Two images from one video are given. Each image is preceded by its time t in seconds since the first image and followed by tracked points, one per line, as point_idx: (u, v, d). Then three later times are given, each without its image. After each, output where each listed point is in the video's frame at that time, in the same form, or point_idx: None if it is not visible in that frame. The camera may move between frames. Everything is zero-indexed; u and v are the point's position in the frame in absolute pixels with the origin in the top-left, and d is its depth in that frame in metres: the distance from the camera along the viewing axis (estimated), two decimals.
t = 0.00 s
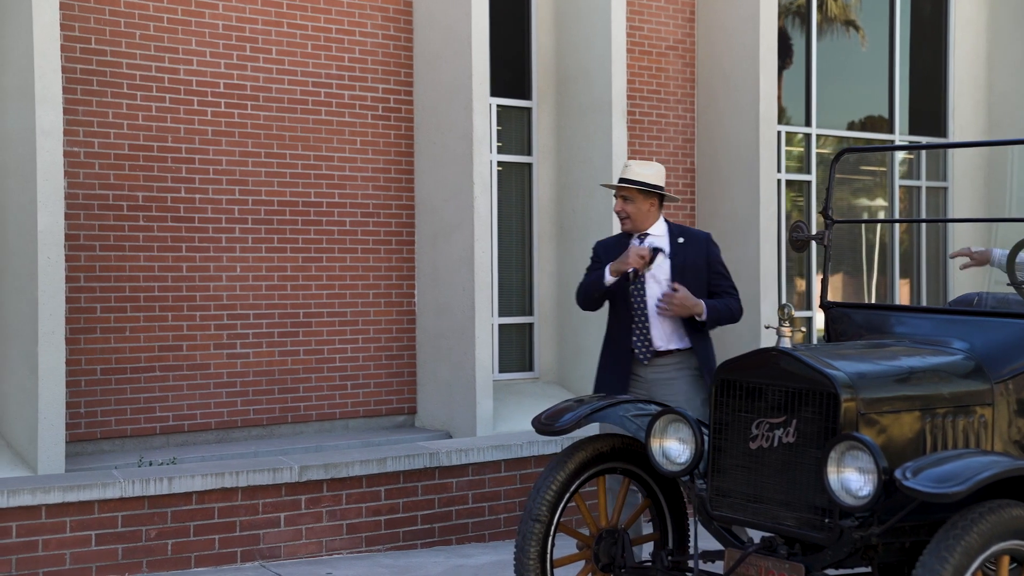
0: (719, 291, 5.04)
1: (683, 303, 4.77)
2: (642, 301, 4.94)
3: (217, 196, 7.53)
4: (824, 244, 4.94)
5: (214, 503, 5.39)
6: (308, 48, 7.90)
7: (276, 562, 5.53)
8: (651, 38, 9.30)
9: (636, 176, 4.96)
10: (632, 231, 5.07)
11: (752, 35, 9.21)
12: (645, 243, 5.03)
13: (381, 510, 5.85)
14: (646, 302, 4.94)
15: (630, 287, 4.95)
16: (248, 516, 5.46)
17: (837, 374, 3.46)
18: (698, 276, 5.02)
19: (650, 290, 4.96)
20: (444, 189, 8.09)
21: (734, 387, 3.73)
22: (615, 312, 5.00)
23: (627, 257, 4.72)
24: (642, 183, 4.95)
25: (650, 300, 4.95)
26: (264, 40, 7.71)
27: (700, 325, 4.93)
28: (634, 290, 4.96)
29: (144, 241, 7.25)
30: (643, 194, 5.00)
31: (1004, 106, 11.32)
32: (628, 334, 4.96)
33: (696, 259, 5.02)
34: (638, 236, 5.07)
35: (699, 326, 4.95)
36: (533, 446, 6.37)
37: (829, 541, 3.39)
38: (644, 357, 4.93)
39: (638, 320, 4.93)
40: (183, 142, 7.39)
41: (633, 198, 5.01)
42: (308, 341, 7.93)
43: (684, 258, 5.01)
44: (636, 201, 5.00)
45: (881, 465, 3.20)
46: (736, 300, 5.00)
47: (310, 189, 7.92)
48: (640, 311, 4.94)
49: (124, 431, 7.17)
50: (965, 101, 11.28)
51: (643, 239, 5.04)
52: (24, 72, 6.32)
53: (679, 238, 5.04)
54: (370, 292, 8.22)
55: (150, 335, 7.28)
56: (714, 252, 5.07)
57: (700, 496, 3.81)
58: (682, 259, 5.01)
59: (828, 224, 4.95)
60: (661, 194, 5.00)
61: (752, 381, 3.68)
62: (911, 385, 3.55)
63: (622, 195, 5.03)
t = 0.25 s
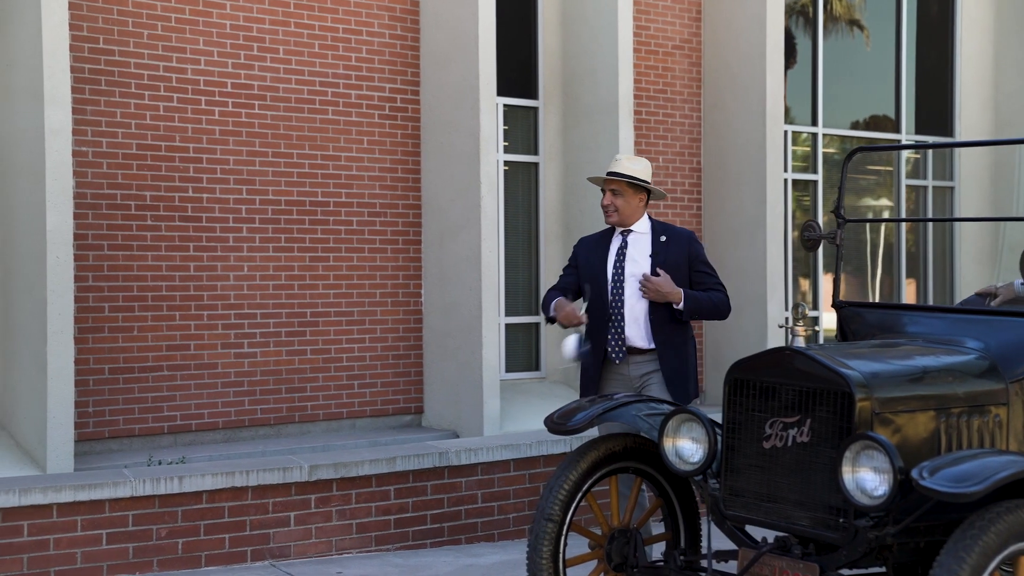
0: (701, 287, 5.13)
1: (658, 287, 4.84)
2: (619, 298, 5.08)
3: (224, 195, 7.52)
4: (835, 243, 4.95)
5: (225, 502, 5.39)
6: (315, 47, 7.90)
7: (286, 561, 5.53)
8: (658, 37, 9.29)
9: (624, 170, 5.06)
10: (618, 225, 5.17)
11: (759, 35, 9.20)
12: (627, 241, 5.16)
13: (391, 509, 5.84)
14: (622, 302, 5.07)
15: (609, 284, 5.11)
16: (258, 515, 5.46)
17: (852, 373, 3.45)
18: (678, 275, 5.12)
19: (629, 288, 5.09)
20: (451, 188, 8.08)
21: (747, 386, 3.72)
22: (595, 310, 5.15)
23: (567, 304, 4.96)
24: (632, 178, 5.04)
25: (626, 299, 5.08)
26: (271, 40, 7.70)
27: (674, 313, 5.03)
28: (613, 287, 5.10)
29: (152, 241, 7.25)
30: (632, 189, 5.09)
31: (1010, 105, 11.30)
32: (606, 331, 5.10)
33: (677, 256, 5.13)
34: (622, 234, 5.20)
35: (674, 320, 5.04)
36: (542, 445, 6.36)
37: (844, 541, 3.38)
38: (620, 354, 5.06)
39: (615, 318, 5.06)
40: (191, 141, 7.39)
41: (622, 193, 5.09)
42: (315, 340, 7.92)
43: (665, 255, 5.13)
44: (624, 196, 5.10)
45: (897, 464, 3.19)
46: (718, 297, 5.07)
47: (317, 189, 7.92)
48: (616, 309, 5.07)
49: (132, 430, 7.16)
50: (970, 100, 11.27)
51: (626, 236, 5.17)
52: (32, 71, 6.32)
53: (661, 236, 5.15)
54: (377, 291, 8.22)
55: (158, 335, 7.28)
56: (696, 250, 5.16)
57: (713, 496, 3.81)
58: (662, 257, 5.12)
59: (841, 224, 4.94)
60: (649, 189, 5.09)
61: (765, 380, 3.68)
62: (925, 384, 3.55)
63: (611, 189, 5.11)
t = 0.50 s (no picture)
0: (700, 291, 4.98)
1: (659, 311, 4.72)
2: (615, 307, 4.98)
3: (241, 196, 7.54)
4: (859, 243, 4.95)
5: (245, 502, 5.40)
6: (331, 48, 7.90)
7: (306, 561, 5.54)
8: (673, 37, 9.27)
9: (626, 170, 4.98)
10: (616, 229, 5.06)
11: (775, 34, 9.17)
12: (624, 246, 5.04)
13: (410, 509, 5.85)
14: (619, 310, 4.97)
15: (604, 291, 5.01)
16: (279, 515, 5.47)
17: (877, 373, 3.44)
18: (677, 280, 4.97)
19: (624, 294, 4.97)
20: (468, 188, 8.08)
21: (771, 386, 3.72)
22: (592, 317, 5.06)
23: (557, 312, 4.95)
24: (634, 178, 4.96)
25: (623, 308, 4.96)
26: (287, 40, 7.71)
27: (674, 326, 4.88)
28: (609, 294, 5.00)
29: (170, 241, 7.27)
30: (635, 190, 5.02)
31: None
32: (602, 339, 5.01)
33: (673, 261, 4.98)
34: (619, 237, 5.07)
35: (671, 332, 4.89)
36: (561, 445, 6.35)
37: (870, 542, 3.38)
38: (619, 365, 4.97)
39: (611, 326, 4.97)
40: (208, 142, 7.41)
41: (624, 193, 5.01)
42: (331, 340, 7.94)
43: (661, 260, 4.98)
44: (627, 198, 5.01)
45: (923, 465, 3.18)
46: (718, 303, 4.90)
47: (334, 189, 7.93)
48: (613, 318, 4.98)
49: (151, 430, 7.18)
50: (985, 99, 11.22)
51: (623, 241, 5.05)
52: (52, 73, 6.35)
53: (657, 241, 5.01)
54: (393, 291, 8.22)
55: (176, 335, 7.30)
56: (693, 252, 5.00)
57: (737, 496, 3.81)
58: (658, 263, 4.97)
59: (864, 223, 4.95)
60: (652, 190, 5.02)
61: (789, 380, 3.67)
62: (951, 384, 3.54)
63: (613, 189, 5.02)
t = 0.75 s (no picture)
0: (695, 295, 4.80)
1: (645, 327, 4.63)
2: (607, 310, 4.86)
3: (260, 196, 7.56)
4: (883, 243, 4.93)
5: (266, 501, 5.42)
6: (350, 48, 7.92)
7: (327, 560, 5.55)
8: (691, 36, 9.24)
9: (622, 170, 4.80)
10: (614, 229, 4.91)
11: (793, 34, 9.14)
12: (620, 247, 4.90)
13: (430, 508, 5.85)
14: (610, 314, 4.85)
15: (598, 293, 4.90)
16: (300, 514, 5.48)
17: (902, 373, 3.43)
18: (669, 284, 4.80)
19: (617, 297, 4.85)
20: (486, 188, 8.08)
21: (795, 386, 3.70)
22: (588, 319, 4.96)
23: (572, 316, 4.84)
24: (631, 178, 4.79)
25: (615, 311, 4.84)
26: (306, 41, 7.72)
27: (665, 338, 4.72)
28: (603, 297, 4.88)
29: (189, 241, 7.29)
30: (633, 189, 4.85)
31: None
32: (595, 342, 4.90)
33: (666, 264, 4.80)
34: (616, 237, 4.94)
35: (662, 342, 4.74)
36: (580, 445, 6.34)
37: (895, 542, 3.37)
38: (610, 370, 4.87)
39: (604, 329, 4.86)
40: (227, 142, 7.42)
41: (622, 194, 4.85)
42: (349, 340, 7.95)
43: (654, 263, 4.82)
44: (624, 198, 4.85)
45: (950, 466, 3.16)
46: (709, 308, 4.71)
47: (352, 189, 7.94)
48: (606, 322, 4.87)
49: (170, 429, 7.20)
50: (1003, 98, 11.18)
51: (619, 242, 4.91)
52: (73, 74, 6.38)
53: (651, 243, 4.85)
54: (411, 291, 8.23)
55: (195, 334, 7.32)
56: (688, 255, 4.81)
57: (760, 496, 3.80)
58: (650, 266, 4.81)
59: (888, 222, 4.93)
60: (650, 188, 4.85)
61: (813, 380, 3.66)
62: (976, 384, 3.53)
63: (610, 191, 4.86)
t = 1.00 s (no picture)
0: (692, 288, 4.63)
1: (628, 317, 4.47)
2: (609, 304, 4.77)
3: (283, 196, 7.57)
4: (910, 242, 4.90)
5: (291, 500, 5.43)
6: (372, 47, 7.92)
7: (352, 560, 5.56)
8: (714, 35, 9.20)
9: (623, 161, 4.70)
10: (618, 223, 4.80)
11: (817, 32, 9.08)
12: (622, 239, 4.80)
13: (455, 508, 5.85)
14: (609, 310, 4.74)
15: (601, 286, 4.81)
16: (325, 514, 5.49)
17: (932, 373, 3.40)
18: (665, 276, 4.65)
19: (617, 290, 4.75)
20: (508, 188, 8.08)
21: (823, 386, 3.69)
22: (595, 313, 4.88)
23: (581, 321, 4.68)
24: (634, 168, 4.69)
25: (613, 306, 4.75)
26: (329, 41, 7.73)
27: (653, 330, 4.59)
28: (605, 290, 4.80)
29: (213, 241, 7.31)
30: (636, 180, 4.74)
31: None
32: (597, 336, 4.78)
33: (662, 256, 4.65)
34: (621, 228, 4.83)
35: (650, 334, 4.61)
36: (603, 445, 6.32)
37: (925, 543, 3.35)
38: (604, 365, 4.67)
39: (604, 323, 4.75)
40: (250, 142, 7.44)
41: (626, 186, 4.73)
42: (372, 340, 7.96)
43: (650, 255, 4.68)
44: (628, 188, 4.74)
45: (981, 466, 3.13)
46: (701, 301, 4.52)
47: (375, 189, 7.95)
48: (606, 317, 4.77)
49: (194, 429, 7.22)
50: None
51: (622, 233, 4.81)
52: (98, 75, 6.41)
53: (650, 233, 4.72)
54: (433, 291, 8.24)
55: (219, 334, 7.34)
56: (686, 246, 4.65)
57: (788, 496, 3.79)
58: (647, 257, 4.68)
59: (915, 222, 4.91)
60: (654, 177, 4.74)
61: (841, 380, 3.64)
62: (1006, 384, 3.51)
63: (613, 183, 4.75)
